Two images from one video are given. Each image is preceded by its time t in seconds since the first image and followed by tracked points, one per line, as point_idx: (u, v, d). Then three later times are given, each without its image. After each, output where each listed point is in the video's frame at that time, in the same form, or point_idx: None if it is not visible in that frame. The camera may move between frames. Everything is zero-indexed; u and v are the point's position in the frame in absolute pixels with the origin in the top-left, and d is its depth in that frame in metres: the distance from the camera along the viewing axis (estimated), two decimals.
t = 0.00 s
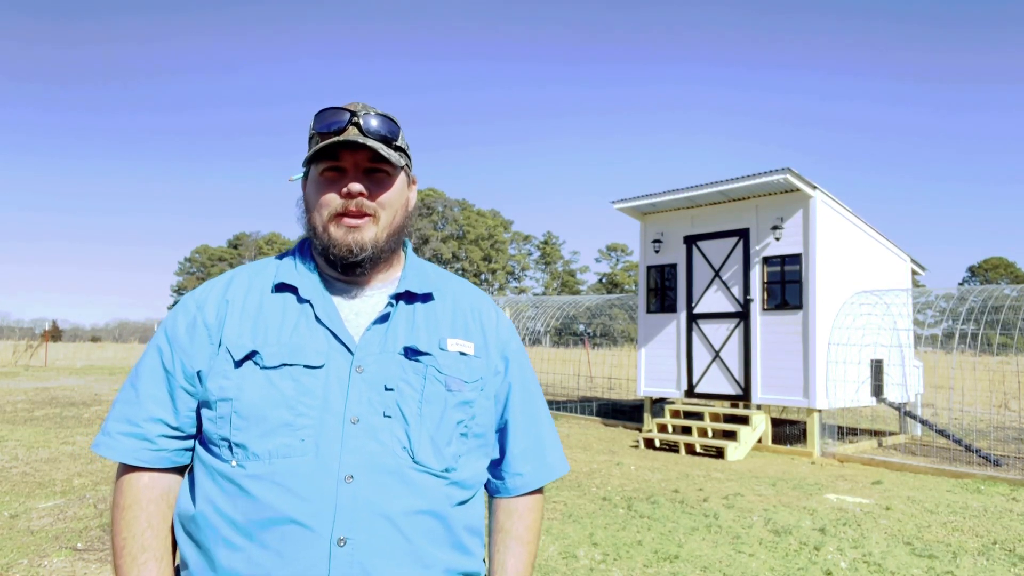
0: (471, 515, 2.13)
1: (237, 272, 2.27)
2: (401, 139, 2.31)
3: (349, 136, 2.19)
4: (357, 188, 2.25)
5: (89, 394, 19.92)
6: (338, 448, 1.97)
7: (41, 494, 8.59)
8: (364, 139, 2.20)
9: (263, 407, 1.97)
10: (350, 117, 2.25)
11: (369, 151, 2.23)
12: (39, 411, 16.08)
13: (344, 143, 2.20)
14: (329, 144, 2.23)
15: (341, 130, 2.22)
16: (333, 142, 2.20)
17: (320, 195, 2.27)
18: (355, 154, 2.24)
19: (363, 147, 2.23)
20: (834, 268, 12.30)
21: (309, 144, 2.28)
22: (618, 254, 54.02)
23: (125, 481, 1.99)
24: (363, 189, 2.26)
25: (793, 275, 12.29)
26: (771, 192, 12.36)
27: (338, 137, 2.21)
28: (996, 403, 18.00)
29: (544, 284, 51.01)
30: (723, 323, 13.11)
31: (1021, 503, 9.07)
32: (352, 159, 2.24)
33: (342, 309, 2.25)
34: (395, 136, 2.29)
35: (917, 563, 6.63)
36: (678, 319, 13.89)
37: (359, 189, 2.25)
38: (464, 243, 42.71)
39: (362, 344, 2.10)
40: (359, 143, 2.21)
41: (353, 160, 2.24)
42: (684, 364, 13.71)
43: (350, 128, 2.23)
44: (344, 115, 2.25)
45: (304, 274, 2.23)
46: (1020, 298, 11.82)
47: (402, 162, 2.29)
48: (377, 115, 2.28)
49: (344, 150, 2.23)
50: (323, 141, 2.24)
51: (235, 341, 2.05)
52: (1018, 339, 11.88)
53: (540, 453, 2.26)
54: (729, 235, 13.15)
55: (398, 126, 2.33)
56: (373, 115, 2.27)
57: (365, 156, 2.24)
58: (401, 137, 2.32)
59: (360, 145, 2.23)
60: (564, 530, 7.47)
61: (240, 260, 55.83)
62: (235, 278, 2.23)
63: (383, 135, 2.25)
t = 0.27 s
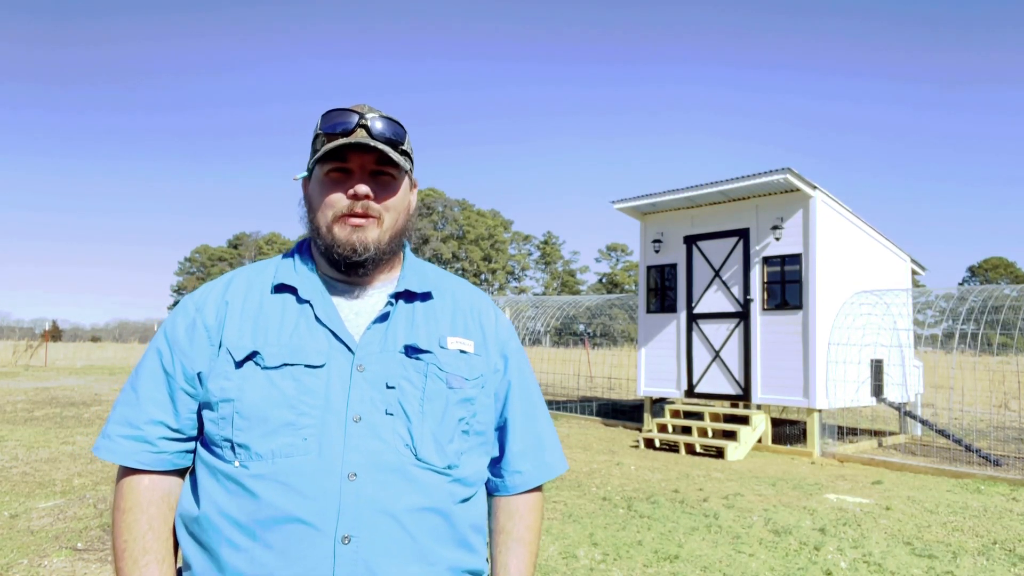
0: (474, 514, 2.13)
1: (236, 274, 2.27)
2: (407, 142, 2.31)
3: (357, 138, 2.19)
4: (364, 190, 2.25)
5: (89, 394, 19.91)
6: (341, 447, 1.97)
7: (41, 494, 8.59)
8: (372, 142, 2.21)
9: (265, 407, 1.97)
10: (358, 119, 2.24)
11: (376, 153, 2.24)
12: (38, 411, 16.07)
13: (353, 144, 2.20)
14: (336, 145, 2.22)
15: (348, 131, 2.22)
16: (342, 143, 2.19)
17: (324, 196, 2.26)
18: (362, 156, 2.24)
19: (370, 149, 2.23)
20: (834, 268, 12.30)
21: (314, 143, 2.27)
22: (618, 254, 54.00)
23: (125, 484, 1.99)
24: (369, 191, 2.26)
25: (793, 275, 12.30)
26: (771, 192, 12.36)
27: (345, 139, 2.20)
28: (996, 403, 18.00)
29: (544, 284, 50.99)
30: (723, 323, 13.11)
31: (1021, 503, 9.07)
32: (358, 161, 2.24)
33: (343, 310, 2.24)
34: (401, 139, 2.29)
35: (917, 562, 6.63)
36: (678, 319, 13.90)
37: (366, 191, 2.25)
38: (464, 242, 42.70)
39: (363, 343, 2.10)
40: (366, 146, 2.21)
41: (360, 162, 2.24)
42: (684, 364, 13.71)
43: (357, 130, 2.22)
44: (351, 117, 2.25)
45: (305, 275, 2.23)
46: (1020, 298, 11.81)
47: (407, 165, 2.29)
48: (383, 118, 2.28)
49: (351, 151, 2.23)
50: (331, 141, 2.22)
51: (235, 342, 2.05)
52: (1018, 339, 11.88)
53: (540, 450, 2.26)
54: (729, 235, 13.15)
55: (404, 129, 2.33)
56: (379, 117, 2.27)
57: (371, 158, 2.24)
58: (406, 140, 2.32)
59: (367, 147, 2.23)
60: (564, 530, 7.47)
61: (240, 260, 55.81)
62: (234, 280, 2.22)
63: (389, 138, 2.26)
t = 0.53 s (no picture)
0: (472, 512, 2.13)
1: (230, 275, 2.27)
2: (403, 143, 2.32)
3: (355, 137, 2.19)
4: (360, 190, 2.25)
5: (89, 394, 19.91)
6: (338, 447, 1.97)
7: (41, 494, 8.59)
8: (370, 141, 2.21)
9: (261, 408, 1.97)
10: (355, 119, 2.25)
11: (373, 153, 2.24)
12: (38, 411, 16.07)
13: (350, 144, 2.20)
14: (334, 144, 2.22)
15: (346, 130, 2.22)
16: (339, 142, 2.19)
17: (320, 194, 2.26)
18: (360, 155, 2.24)
19: (368, 148, 2.23)
20: (834, 268, 12.30)
21: (311, 142, 2.27)
22: (618, 254, 53.99)
23: (121, 487, 1.99)
24: (366, 190, 2.26)
25: (793, 275, 12.29)
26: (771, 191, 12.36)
27: (343, 138, 2.20)
28: (996, 403, 18.00)
29: (544, 284, 50.99)
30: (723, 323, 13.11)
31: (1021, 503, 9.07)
32: (356, 160, 2.24)
33: (338, 309, 2.24)
34: (398, 140, 2.30)
35: (917, 562, 6.63)
36: (678, 319, 13.90)
37: (363, 190, 2.25)
38: (464, 242, 42.70)
39: (358, 343, 2.10)
40: (364, 145, 2.22)
41: (358, 161, 2.25)
42: (684, 364, 13.71)
43: (355, 129, 2.23)
44: (348, 116, 2.25)
45: (299, 274, 2.22)
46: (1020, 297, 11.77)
47: (404, 165, 2.30)
48: (380, 117, 2.29)
49: (349, 150, 2.23)
50: (328, 140, 2.23)
51: (230, 343, 2.05)
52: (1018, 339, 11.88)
53: (536, 447, 2.26)
54: (728, 235, 13.15)
55: (400, 130, 2.34)
56: (377, 117, 2.27)
57: (369, 158, 2.25)
58: (403, 141, 2.32)
59: (365, 147, 2.24)
60: (564, 530, 7.47)
61: (240, 259, 55.81)
62: (228, 281, 2.22)
63: (385, 138, 2.26)
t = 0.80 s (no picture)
0: (469, 511, 2.13)
1: (227, 274, 2.27)
2: (397, 140, 2.31)
3: (346, 136, 2.19)
4: (354, 189, 2.25)
5: (90, 394, 19.92)
6: (335, 446, 1.97)
7: (41, 494, 8.59)
8: (361, 139, 2.21)
9: (257, 406, 1.97)
10: (347, 117, 2.25)
11: (365, 151, 2.24)
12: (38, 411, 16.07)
13: (342, 143, 2.20)
14: (326, 143, 2.22)
15: (337, 129, 2.22)
16: (330, 142, 2.19)
17: (314, 194, 2.26)
18: (351, 153, 2.24)
19: (360, 146, 2.23)
20: (834, 268, 12.29)
21: (303, 142, 2.27)
22: (618, 254, 53.97)
23: (119, 486, 1.99)
24: (360, 189, 2.26)
25: (793, 275, 12.29)
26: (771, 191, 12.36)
27: (334, 137, 2.20)
28: (996, 402, 18.00)
29: (544, 284, 50.99)
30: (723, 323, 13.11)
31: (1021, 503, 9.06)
32: (348, 158, 2.24)
33: (335, 308, 2.24)
34: (391, 136, 2.29)
35: (918, 562, 6.62)
36: (678, 319, 13.89)
37: (356, 189, 2.25)
38: (464, 242, 42.69)
39: (355, 341, 2.10)
40: (356, 143, 2.21)
41: (350, 160, 2.24)
42: (684, 364, 13.71)
43: (346, 127, 2.22)
44: (340, 115, 2.25)
45: (295, 273, 2.23)
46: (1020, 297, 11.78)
47: (397, 162, 2.29)
48: (372, 114, 2.28)
49: (341, 149, 2.23)
50: (319, 139, 2.23)
51: (226, 342, 2.05)
52: (1018, 339, 11.88)
53: (533, 446, 2.26)
54: (728, 235, 13.15)
55: (393, 126, 2.33)
56: (368, 114, 2.27)
57: (361, 156, 2.24)
58: (396, 137, 2.32)
59: (356, 145, 2.23)
60: (564, 530, 7.46)
61: (240, 259, 55.83)
62: (225, 279, 2.23)
63: (377, 134, 2.26)
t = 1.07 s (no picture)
0: (465, 512, 2.13)
1: (224, 274, 2.27)
2: (391, 138, 2.31)
3: (340, 136, 2.19)
4: (349, 189, 2.25)
5: (90, 394, 19.92)
6: (331, 446, 1.97)
7: (41, 494, 8.59)
8: (356, 139, 2.21)
9: (253, 406, 1.97)
10: (340, 116, 2.25)
11: (360, 151, 2.24)
12: (38, 411, 16.06)
13: (336, 143, 2.20)
14: (320, 144, 2.22)
15: (331, 129, 2.23)
16: (324, 142, 2.19)
17: (311, 196, 2.26)
18: (347, 153, 2.24)
19: (355, 146, 2.23)
20: (834, 268, 12.29)
21: (298, 143, 2.27)
22: (618, 254, 53.95)
23: (114, 484, 1.99)
24: (355, 189, 2.26)
25: (793, 275, 12.29)
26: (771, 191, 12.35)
27: (328, 137, 2.20)
28: (996, 402, 18.01)
29: (544, 284, 50.99)
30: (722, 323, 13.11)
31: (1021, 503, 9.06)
32: (343, 158, 2.24)
33: (333, 308, 2.25)
34: (385, 135, 2.29)
35: (918, 562, 6.62)
36: (678, 319, 13.89)
37: (352, 189, 2.25)
38: (464, 242, 42.70)
39: (352, 341, 2.10)
40: (350, 143, 2.21)
41: (345, 160, 2.25)
42: (684, 364, 13.71)
43: (340, 128, 2.23)
44: (333, 115, 2.25)
45: (293, 273, 2.23)
46: (1020, 297, 11.79)
47: (393, 160, 2.29)
48: (366, 114, 2.28)
49: (335, 149, 2.23)
50: (314, 140, 2.23)
51: (223, 341, 2.05)
52: (1018, 339, 11.88)
53: (530, 447, 2.26)
54: (728, 235, 13.15)
55: (387, 125, 2.33)
56: (362, 114, 2.27)
57: (356, 156, 2.24)
58: (391, 136, 2.32)
59: (351, 145, 2.23)
60: (564, 530, 7.46)
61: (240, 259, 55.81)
62: (223, 279, 2.23)
63: (372, 134, 2.26)
